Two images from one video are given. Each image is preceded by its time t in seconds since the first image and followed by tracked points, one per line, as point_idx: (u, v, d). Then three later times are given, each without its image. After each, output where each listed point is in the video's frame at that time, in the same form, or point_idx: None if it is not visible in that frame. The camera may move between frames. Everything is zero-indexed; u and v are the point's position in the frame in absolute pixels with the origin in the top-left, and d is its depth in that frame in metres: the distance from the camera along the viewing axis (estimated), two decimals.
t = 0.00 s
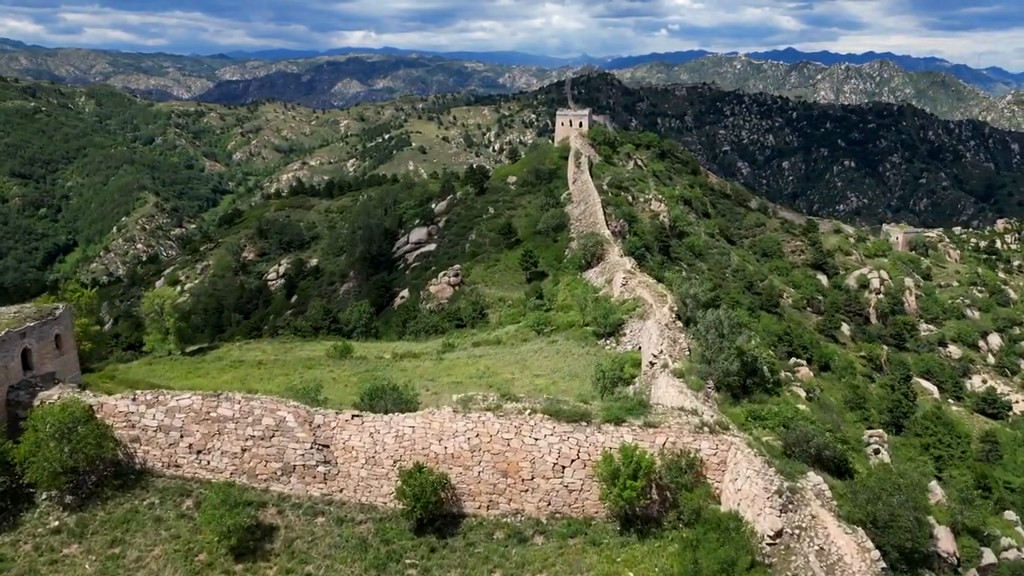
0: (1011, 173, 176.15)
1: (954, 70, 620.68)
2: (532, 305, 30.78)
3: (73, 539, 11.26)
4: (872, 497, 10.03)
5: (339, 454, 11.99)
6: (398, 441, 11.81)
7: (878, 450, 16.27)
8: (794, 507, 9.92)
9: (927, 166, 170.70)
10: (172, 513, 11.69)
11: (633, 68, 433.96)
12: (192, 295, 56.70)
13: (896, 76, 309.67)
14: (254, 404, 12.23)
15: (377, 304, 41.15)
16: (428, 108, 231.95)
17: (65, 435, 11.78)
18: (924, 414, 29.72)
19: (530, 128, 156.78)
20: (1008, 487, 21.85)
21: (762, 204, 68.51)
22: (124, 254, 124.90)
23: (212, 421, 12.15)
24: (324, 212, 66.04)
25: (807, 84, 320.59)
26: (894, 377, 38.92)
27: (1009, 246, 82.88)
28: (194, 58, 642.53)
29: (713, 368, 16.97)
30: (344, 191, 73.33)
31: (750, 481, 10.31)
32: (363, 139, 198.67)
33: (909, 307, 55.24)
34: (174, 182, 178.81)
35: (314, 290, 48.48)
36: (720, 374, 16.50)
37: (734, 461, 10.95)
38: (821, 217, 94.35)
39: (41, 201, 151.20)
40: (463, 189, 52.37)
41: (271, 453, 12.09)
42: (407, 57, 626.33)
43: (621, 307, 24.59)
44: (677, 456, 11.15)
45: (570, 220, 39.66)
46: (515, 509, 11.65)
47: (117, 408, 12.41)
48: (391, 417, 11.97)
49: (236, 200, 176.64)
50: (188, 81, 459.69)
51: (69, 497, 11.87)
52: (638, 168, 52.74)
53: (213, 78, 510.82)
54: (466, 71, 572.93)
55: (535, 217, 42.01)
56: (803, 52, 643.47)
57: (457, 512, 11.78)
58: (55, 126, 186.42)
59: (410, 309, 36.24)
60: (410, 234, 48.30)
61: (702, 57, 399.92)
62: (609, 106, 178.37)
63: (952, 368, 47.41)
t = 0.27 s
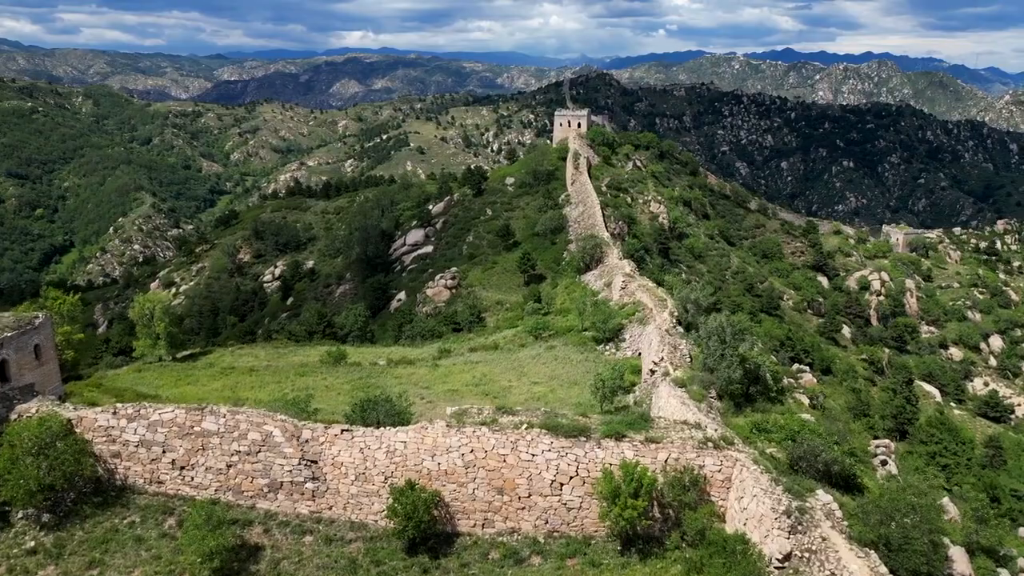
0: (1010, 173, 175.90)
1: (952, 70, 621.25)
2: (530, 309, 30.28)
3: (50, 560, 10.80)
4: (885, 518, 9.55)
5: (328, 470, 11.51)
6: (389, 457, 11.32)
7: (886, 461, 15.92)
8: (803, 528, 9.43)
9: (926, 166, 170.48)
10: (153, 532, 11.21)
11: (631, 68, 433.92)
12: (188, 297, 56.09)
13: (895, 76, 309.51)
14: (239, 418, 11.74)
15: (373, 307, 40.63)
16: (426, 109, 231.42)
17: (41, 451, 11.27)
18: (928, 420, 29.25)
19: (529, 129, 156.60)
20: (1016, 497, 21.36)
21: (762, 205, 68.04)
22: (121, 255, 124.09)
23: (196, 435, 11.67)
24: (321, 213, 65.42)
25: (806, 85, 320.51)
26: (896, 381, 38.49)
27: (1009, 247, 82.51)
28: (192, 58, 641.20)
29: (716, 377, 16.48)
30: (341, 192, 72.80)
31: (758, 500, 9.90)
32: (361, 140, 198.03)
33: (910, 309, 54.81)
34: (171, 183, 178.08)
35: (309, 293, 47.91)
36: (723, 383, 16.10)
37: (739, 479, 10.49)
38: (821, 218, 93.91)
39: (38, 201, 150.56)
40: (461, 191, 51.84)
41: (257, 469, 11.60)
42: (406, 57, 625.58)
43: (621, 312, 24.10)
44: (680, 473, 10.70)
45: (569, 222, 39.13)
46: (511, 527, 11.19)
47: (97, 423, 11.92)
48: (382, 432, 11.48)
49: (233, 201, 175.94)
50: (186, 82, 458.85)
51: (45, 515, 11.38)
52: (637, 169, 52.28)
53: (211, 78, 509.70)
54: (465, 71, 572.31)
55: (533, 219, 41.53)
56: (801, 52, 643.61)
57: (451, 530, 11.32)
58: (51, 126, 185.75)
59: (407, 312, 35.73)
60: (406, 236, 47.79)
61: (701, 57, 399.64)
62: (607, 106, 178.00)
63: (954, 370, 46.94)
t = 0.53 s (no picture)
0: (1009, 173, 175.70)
1: (950, 70, 621.73)
2: (528, 312, 29.83)
3: None
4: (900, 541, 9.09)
5: (316, 487, 11.03)
6: (380, 473, 10.85)
7: (894, 473, 15.50)
8: (815, 551, 8.97)
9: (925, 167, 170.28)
10: (133, 552, 10.74)
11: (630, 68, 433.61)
12: (183, 299, 55.59)
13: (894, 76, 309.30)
14: (224, 432, 11.26)
15: (370, 310, 40.21)
16: (424, 109, 230.87)
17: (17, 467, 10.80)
18: (931, 425, 28.83)
19: (528, 129, 156.43)
20: None
21: (763, 206, 67.57)
22: (118, 256, 123.43)
23: (179, 450, 11.19)
24: (318, 214, 64.86)
25: (805, 85, 320.42)
26: (899, 385, 38.10)
27: (1009, 248, 82.15)
28: (191, 58, 640.20)
29: (718, 386, 16.03)
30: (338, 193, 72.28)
31: (765, 521, 9.46)
32: (360, 140, 197.51)
33: (911, 311, 54.41)
34: (169, 183, 177.52)
35: (305, 295, 47.40)
36: (726, 392, 15.62)
37: (746, 497, 10.04)
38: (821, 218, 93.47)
39: (34, 202, 150.14)
40: (459, 192, 51.38)
41: (242, 486, 11.11)
42: (404, 57, 624.95)
43: (621, 317, 23.63)
44: (683, 491, 10.24)
45: (567, 224, 38.64)
46: (507, 547, 10.72)
47: (74, 437, 11.44)
48: (373, 448, 11.01)
49: (231, 201, 175.38)
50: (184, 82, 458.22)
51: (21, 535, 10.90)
52: (637, 170, 51.84)
53: (209, 78, 509.04)
54: (463, 71, 571.82)
55: (531, 221, 41.09)
56: (800, 52, 643.70)
57: (444, 550, 10.85)
58: (49, 126, 185.25)
59: (403, 315, 35.27)
60: (404, 237, 47.31)
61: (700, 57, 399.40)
62: (606, 106, 177.58)
63: (956, 373, 46.55)
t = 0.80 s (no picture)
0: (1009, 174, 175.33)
1: (949, 70, 621.72)
2: (526, 316, 29.40)
3: None
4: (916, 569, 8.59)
5: (303, 505, 10.51)
6: (370, 491, 10.38)
7: (903, 485, 15.08)
8: None
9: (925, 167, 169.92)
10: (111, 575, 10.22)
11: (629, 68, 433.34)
12: (179, 301, 55.10)
13: (893, 76, 308.92)
14: (206, 449, 10.75)
15: (367, 313, 39.74)
16: (423, 109, 230.26)
17: None
18: (936, 430, 28.33)
19: (527, 129, 156.35)
20: None
21: (763, 207, 67.12)
22: (115, 256, 122.87)
23: (160, 466, 10.70)
24: (315, 215, 64.34)
25: (804, 85, 320.06)
26: (901, 388, 37.67)
27: (1010, 249, 81.71)
28: (189, 58, 639.28)
29: (722, 396, 15.55)
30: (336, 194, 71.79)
31: (773, 543, 9.03)
32: (358, 140, 196.92)
33: (913, 313, 53.99)
34: (167, 184, 177.07)
35: (302, 297, 46.88)
36: (728, 402, 15.13)
37: (753, 517, 9.57)
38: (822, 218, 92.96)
39: (32, 203, 149.95)
40: (457, 193, 50.86)
41: (226, 504, 10.62)
42: (404, 57, 624.35)
43: (621, 321, 23.14)
44: (687, 510, 9.76)
45: (566, 226, 38.17)
46: (503, 569, 10.24)
47: (49, 453, 10.97)
48: (363, 464, 10.51)
49: (229, 201, 174.92)
50: (183, 82, 457.53)
51: None
52: (636, 171, 51.38)
53: (208, 78, 508.25)
54: (463, 71, 570.93)
55: (530, 222, 40.64)
56: (799, 52, 643.54)
57: (438, 572, 10.36)
58: (46, 127, 184.83)
59: (400, 319, 34.82)
60: (401, 239, 46.81)
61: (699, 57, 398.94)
62: (605, 106, 177.22)
63: (958, 376, 46.13)
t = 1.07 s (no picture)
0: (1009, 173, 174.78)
1: (949, 70, 621.18)
2: (524, 320, 28.96)
3: None
4: None
5: (290, 524, 10.06)
6: (360, 510, 9.92)
7: (914, 498, 14.60)
8: None
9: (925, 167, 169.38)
10: None
11: (629, 68, 432.65)
12: (175, 303, 54.58)
13: (892, 75, 308.37)
14: (190, 465, 10.29)
15: (364, 315, 39.30)
16: (423, 109, 229.73)
17: None
18: (942, 436, 27.86)
19: (526, 128, 157.50)
20: None
21: (764, 207, 66.57)
22: (113, 257, 122.29)
23: (141, 483, 10.24)
24: (312, 216, 63.79)
25: (804, 85, 319.69)
26: (904, 392, 37.23)
27: (1012, 250, 81.25)
28: (189, 58, 638.50)
29: (725, 406, 15.07)
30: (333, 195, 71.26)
31: (784, 569, 8.59)
32: (357, 140, 196.45)
33: (915, 314, 53.54)
34: (165, 184, 176.63)
35: (298, 299, 46.39)
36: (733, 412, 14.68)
37: (761, 539, 9.10)
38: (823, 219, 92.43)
39: (29, 203, 149.69)
40: (455, 194, 50.36)
41: (210, 522, 10.15)
42: (403, 57, 623.65)
43: (621, 326, 22.65)
44: (692, 531, 9.28)
45: (566, 227, 37.68)
46: None
47: (26, 469, 10.46)
48: (352, 481, 10.04)
49: (228, 202, 174.35)
50: (182, 82, 457.14)
51: None
52: (636, 171, 50.91)
53: (207, 78, 507.72)
54: (462, 71, 570.23)
55: (528, 224, 40.14)
56: (799, 52, 642.96)
57: None
58: (44, 127, 184.30)
59: (397, 322, 34.38)
60: (399, 241, 46.31)
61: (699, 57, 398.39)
62: (605, 106, 176.92)
63: (961, 378, 45.66)
